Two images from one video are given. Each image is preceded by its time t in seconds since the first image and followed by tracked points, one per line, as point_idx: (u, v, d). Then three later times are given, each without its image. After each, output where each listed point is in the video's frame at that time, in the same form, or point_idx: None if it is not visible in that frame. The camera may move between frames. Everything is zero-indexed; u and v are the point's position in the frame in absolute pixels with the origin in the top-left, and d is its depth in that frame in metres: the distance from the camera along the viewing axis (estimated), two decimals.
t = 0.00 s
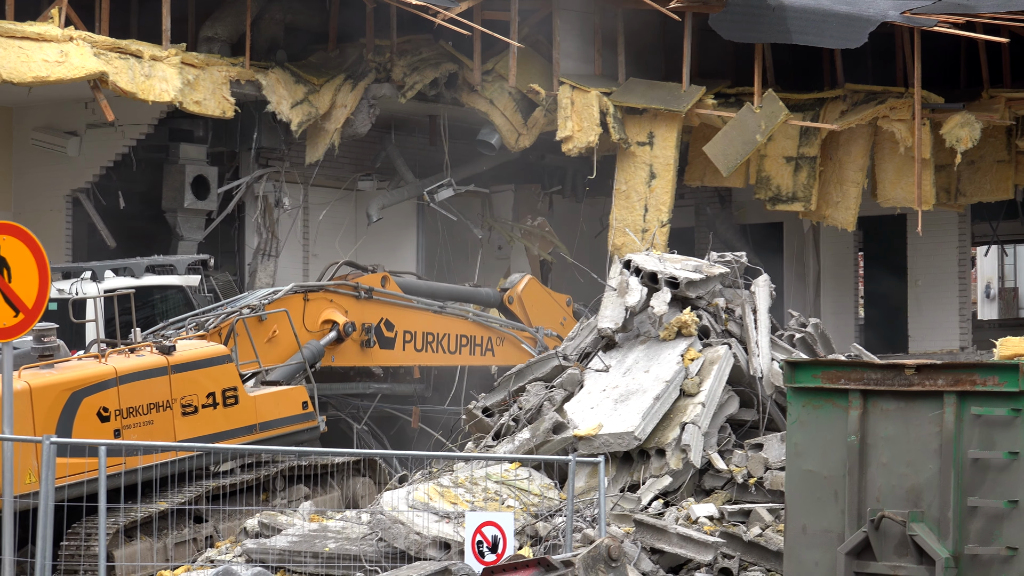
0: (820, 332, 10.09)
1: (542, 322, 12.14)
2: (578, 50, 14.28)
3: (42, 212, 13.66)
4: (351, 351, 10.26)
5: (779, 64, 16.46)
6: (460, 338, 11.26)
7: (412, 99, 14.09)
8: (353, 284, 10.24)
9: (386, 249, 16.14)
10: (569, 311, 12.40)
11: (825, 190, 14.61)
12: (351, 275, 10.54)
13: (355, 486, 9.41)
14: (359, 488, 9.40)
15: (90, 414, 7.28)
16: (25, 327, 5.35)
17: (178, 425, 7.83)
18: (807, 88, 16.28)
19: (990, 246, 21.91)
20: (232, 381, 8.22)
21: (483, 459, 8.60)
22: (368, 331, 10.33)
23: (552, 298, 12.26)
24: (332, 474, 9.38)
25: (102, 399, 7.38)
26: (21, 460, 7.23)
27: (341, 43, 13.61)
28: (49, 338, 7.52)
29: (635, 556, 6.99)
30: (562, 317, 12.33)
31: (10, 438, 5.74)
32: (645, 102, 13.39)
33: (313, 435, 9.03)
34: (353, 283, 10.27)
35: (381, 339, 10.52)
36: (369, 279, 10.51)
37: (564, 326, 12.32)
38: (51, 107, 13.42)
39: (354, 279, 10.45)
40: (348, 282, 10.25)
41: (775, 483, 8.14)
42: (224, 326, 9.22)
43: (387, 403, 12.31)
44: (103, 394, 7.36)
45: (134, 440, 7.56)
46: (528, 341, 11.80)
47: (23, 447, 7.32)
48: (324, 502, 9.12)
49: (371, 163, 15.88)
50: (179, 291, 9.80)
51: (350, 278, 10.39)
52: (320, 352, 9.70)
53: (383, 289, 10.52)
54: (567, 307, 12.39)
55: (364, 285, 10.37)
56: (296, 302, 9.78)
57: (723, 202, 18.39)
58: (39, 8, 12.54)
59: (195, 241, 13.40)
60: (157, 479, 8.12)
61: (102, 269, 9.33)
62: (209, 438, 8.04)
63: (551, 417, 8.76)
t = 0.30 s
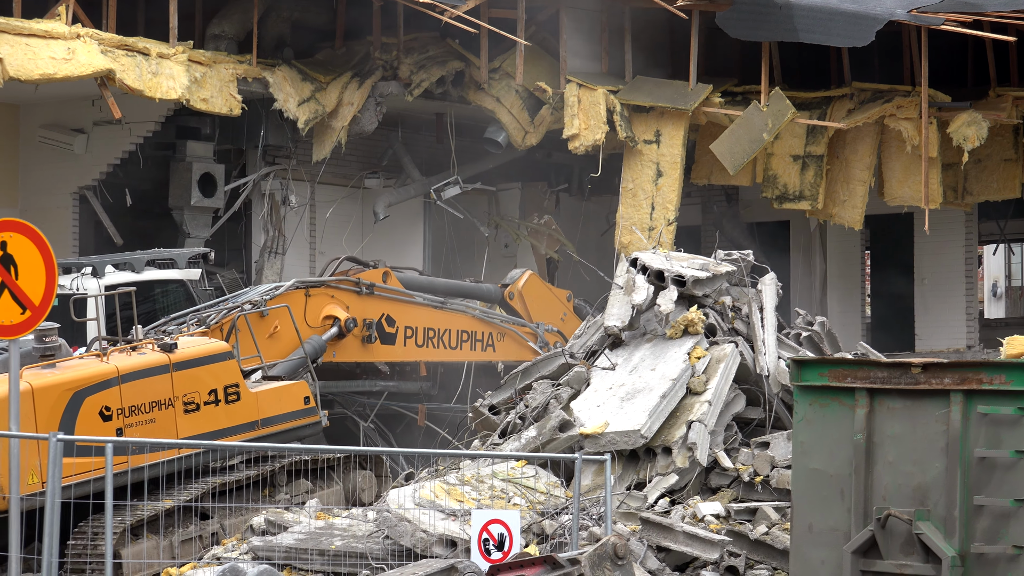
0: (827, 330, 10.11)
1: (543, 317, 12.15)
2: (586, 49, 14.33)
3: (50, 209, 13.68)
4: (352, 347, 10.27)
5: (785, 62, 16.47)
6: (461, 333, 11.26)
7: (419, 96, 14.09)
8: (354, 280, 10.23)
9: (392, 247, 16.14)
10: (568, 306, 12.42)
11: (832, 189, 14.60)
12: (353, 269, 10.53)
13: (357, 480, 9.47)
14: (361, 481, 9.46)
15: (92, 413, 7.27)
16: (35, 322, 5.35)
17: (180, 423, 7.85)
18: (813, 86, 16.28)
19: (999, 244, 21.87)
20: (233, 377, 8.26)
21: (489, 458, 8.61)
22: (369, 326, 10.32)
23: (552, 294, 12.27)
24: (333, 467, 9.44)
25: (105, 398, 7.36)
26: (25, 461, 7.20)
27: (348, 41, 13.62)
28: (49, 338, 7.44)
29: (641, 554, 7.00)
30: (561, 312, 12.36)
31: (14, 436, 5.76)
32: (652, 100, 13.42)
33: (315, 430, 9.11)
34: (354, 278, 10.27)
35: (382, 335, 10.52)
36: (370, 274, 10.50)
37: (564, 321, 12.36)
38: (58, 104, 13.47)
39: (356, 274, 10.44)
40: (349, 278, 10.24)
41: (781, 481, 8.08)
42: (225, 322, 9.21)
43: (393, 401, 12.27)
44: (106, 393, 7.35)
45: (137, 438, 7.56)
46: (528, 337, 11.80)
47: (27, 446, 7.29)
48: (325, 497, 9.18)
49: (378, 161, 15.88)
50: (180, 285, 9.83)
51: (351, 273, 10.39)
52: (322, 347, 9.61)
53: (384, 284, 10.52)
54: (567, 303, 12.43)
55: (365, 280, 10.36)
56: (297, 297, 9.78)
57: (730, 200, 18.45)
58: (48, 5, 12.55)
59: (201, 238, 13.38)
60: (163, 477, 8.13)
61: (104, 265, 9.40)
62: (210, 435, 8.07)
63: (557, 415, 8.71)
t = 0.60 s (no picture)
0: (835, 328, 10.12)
1: (549, 313, 12.12)
2: (594, 46, 14.31)
3: (59, 206, 13.70)
4: (358, 343, 10.27)
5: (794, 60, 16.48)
6: (467, 329, 11.26)
7: (428, 94, 14.09)
8: (360, 276, 10.23)
9: (401, 244, 16.14)
10: (573, 301, 12.36)
11: (841, 187, 14.61)
12: (359, 266, 10.53)
13: (364, 477, 9.44)
14: (368, 478, 9.43)
15: (99, 410, 7.27)
16: (44, 318, 5.38)
17: (187, 419, 7.85)
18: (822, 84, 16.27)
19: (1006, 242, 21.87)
20: (240, 374, 8.23)
21: (497, 455, 8.64)
22: (375, 323, 10.32)
23: (558, 289, 12.23)
24: (340, 464, 9.41)
25: (112, 394, 7.36)
26: (33, 457, 7.20)
27: (357, 39, 13.65)
28: (58, 335, 7.50)
29: (650, 551, 6.99)
30: (567, 308, 12.30)
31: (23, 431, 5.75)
32: (660, 97, 13.40)
33: (321, 426, 9.08)
34: (360, 275, 10.27)
35: (388, 331, 10.52)
36: (376, 271, 10.51)
37: (569, 316, 12.31)
38: (67, 100, 13.48)
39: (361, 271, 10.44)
40: (354, 274, 10.24)
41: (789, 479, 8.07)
42: (232, 319, 9.21)
43: (401, 398, 12.26)
44: (113, 389, 7.35)
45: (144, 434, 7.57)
46: (533, 332, 11.79)
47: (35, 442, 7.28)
48: (332, 494, 9.17)
49: (386, 158, 15.89)
50: (187, 283, 9.83)
51: (356, 269, 10.39)
52: (329, 344, 9.69)
53: (390, 281, 10.52)
54: (572, 298, 12.39)
55: (371, 277, 10.36)
56: (303, 294, 9.78)
57: (739, 197, 18.55)
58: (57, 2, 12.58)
59: (210, 235, 13.45)
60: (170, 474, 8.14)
61: (111, 263, 9.30)
62: (217, 431, 8.06)
63: (565, 412, 8.74)
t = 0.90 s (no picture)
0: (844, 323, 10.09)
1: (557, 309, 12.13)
2: (603, 43, 14.42)
3: (68, 203, 13.72)
4: (367, 339, 10.28)
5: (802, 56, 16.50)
6: (475, 325, 11.26)
7: (436, 90, 14.09)
8: (368, 272, 10.23)
9: (409, 241, 16.15)
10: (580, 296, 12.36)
11: (849, 182, 14.60)
12: (367, 262, 10.53)
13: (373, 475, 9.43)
14: (377, 477, 9.43)
15: (112, 405, 7.26)
16: (53, 315, 5.39)
17: (199, 416, 7.83)
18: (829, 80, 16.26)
19: (1015, 238, 21.85)
20: (251, 371, 8.24)
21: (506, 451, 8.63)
22: (384, 319, 10.32)
23: (565, 284, 12.25)
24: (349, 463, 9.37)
25: (124, 390, 7.35)
26: (44, 452, 7.17)
27: (365, 35, 13.65)
28: (70, 331, 7.37)
29: (660, 547, 6.97)
30: (574, 302, 12.32)
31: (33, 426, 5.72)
32: (669, 93, 13.44)
33: (332, 424, 9.06)
34: (368, 271, 10.26)
35: (396, 327, 10.52)
36: (384, 267, 10.51)
37: (576, 311, 12.31)
38: (75, 97, 13.50)
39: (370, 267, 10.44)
40: (363, 271, 10.24)
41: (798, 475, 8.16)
42: (241, 316, 9.21)
43: (410, 394, 12.25)
44: (125, 385, 7.34)
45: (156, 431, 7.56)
46: (541, 327, 11.80)
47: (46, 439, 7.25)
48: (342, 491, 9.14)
49: (394, 154, 15.91)
50: (197, 281, 9.79)
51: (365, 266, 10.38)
52: (338, 340, 9.67)
53: (398, 277, 10.51)
54: (579, 293, 12.37)
55: (379, 273, 10.36)
56: (312, 291, 9.78)
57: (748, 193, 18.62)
58: None
59: (219, 232, 13.44)
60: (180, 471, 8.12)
61: (120, 261, 9.31)
62: (228, 429, 8.05)
63: (574, 408, 8.76)
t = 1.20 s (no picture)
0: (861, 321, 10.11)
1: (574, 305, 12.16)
2: (617, 40, 14.47)
3: (83, 200, 13.75)
4: (384, 338, 10.30)
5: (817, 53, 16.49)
6: (492, 322, 11.27)
7: (451, 87, 14.09)
8: (385, 271, 10.24)
9: (425, 239, 16.19)
10: (597, 292, 12.39)
11: (865, 179, 14.62)
12: (385, 261, 10.54)
13: (388, 477, 9.41)
14: (392, 479, 9.42)
15: (128, 401, 7.27)
16: (67, 314, 5.33)
17: (216, 415, 7.82)
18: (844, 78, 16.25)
19: None
20: (267, 370, 8.23)
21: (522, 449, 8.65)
22: (401, 318, 10.33)
23: (582, 280, 12.26)
24: (366, 464, 9.34)
25: (141, 387, 7.36)
26: (60, 447, 7.16)
27: (380, 33, 13.66)
28: (88, 326, 7.56)
29: (676, 546, 6.96)
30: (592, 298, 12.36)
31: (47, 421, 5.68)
32: (684, 91, 13.43)
33: (349, 426, 9.05)
34: (385, 269, 10.27)
35: (414, 325, 10.53)
36: (401, 265, 10.52)
37: (593, 307, 12.37)
38: (91, 95, 13.53)
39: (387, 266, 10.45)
40: (380, 269, 10.25)
41: (814, 473, 8.10)
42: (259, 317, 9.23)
43: (426, 392, 12.28)
44: (142, 381, 7.35)
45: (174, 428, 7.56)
46: (559, 324, 11.81)
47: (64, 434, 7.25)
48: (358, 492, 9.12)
49: (410, 152, 15.95)
50: (215, 282, 9.81)
51: (382, 264, 10.39)
52: (355, 339, 9.71)
53: (414, 275, 10.52)
54: (596, 289, 12.40)
55: (396, 272, 10.37)
56: (330, 290, 9.79)
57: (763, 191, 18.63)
58: None
59: (234, 230, 13.40)
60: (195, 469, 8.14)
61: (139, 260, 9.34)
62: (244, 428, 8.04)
63: (590, 406, 8.77)
